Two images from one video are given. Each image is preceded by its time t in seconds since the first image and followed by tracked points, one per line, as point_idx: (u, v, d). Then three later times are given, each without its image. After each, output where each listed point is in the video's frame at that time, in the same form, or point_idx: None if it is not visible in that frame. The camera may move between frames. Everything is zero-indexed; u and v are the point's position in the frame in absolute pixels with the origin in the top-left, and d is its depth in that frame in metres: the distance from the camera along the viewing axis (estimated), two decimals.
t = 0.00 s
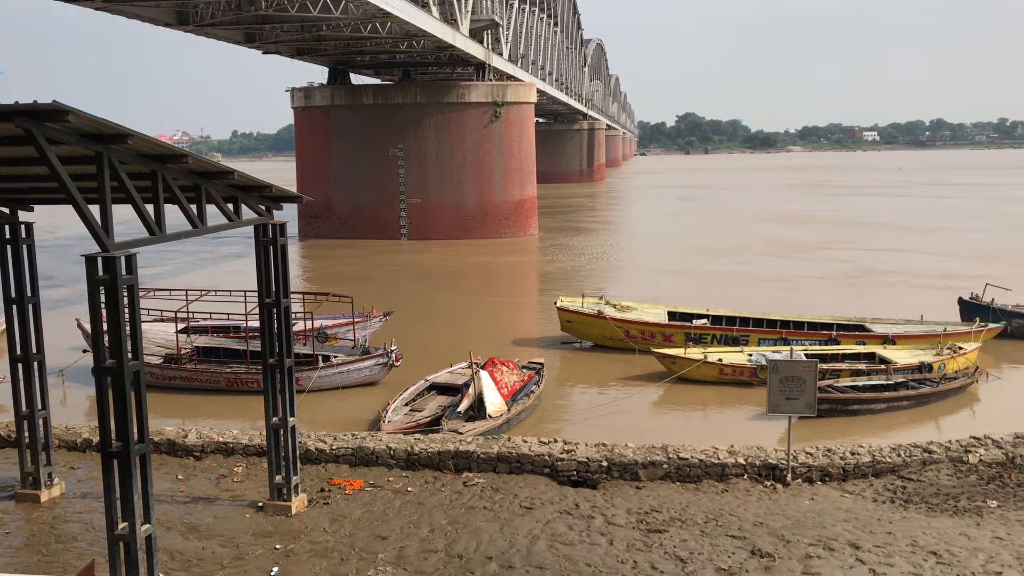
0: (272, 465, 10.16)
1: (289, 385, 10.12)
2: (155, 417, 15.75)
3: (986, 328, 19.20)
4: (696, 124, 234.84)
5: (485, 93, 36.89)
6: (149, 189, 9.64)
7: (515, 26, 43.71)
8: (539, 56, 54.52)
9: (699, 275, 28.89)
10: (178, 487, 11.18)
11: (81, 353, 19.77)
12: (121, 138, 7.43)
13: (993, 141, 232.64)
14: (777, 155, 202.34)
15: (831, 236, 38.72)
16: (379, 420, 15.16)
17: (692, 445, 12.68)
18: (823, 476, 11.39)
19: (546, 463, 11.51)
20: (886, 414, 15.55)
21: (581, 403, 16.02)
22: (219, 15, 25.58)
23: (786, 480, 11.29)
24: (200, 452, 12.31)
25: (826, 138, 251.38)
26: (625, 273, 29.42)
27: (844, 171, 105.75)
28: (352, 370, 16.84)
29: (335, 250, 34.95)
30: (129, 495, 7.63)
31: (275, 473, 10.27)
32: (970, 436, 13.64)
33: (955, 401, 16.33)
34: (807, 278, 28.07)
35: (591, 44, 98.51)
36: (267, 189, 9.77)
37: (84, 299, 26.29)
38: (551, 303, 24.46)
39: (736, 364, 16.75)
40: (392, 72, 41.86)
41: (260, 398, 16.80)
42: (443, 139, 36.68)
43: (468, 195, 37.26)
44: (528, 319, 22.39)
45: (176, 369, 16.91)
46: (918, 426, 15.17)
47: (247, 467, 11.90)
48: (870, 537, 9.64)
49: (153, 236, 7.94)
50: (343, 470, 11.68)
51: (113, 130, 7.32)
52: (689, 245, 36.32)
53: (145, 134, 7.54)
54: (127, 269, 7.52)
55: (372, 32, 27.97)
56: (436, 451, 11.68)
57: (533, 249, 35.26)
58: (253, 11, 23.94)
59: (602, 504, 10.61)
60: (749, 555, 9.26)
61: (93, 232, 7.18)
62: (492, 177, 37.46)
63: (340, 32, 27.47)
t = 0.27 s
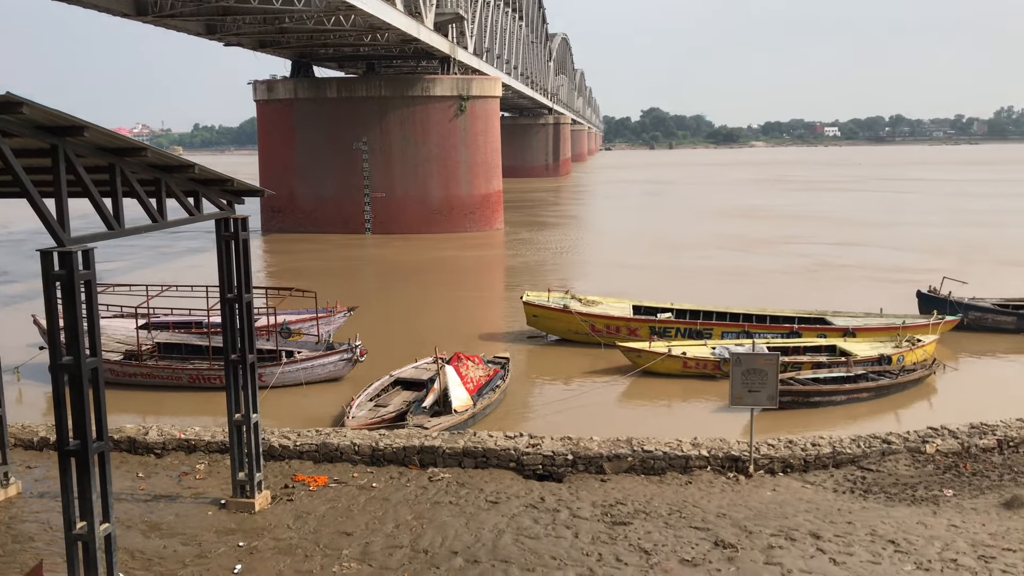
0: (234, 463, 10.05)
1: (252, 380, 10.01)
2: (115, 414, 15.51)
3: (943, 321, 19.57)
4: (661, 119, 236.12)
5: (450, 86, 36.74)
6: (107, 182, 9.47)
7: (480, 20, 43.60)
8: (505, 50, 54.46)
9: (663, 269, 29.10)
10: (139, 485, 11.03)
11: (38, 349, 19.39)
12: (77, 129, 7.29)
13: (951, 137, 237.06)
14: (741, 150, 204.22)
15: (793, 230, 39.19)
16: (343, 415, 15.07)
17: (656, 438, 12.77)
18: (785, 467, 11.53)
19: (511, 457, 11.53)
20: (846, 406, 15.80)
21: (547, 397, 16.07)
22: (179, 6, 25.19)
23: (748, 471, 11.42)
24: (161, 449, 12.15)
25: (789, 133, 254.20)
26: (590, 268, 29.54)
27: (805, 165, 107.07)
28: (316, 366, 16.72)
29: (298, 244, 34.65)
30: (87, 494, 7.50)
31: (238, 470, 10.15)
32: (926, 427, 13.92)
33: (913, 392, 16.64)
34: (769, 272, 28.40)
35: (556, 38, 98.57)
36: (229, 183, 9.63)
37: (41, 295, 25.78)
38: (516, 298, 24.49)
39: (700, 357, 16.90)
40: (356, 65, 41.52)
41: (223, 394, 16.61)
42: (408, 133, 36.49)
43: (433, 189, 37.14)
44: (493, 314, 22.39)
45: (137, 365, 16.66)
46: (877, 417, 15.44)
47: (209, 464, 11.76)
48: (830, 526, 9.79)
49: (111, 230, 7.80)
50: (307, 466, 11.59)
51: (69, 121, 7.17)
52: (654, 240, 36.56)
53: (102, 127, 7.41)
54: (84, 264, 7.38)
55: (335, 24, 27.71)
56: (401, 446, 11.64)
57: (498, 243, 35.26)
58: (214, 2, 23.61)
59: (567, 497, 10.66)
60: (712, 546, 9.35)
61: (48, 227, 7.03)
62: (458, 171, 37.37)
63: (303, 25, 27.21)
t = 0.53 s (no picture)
0: (195, 466, 9.92)
1: (212, 382, 9.88)
2: (72, 418, 15.22)
3: (900, 317, 19.92)
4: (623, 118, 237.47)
5: (413, 85, 36.58)
6: (62, 182, 9.28)
7: (442, 18, 43.48)
8: (467, 49, 54.40)
9: (625, 268, 29.27)
10: (97, 490, 10.83)
11: None
12: (30, 128, 7.14)
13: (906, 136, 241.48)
14: (702, 149, 206.12)
15: (753, 228, 39.66)
16: (306, 416, 14.95)
17: (620, 436, 12.85)
18: (746, 463, 11.67)
19: (476, 456, 11.52)
20: (806, 401, 16.03)
21: (511, 396, 16.08)
22: (135, 3, 24.78)
23: (711, 467, 11.52)
24: (120, 454, 11.95)
25: (749, 133, 257.14)
26: (554, 266, 29.62)
27: (765, 164, 108.39)
28: (278, 367, 16.56)
29: (260, 244, 34.29)
30: (43, 500, 7.35)
31: (199, 473, 10.02)
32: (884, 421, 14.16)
33: (871, 387, 16.92)
34: (729, 270, 28.71)
35: (518, 37, 98.64)
36: (187, 182, 9.48)
37: None
38: (481, 297, 24.47)
39: (663, 355, 17.02)
40: (317, 63, 41.19)
41: (183, 397, 16.39)
42: (370, 132, 36.28)
43: (396, 188, 36.99)
44: (457, 313, 22.35)
45: (94, 368, 16.37)
46: (837, 412, 15.67)
47: (169, 468, 11.59)
48: (791, 521, 9.92)
49: (66, 231, 7.64)
50: (270, 469, 11.47)
51: (20, 120, 7.02)
52: (616, 238, 36.78)
53: (55, 125, 7.26)
54: (38, 265, 7.23)
55: (296, 22, 27.45)
56: (365, 447, 11.57)
57: (462, 242, 35.21)
58: None
59: (532, 496, 10.68)
60: (675, 542, 9.43)
61: (1, 228, 6.88)
62: (421, 170, 37.25)
63: (263, 23, 26.91)
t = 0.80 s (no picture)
0: (164, 472, 9.80)
1: (180, 387, 9.77)
2: (38, 426, 14.98)
3: (867, 315, 20.18)
4: (593, 120, 238.49)
5: (382, 87, 36.45)
6: (24, 186, 9.12)
7: (411, 21, 43.39)
8: (436, 50, 54.33)
9: (596, 269, 29.39)
10: (63, 499, 10.66)
11: None
12: None
13: (871, 137, 244.94)
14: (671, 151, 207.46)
15: (721, 228, 39.99)
16: (276, 421, 14.83)
17: (591, 436, 12.89)
18: (718, 462, 11.75)
19: (448, 459, 11.49)
20: (776, 400, 16.19)
21: (483, 398, 16.07)
22: (99, 4, 24.47)
23: (682, 467, 11.59)
24: (86, 461, 11.77)
25: (717, 134, 259.29)
26: (525, 268, 29.66)
27: (733, 165, 109.38)
28: (248, 371, 16.42)
29: (229, 248, 33.99)
30: (7, 509, 7.23)
31: (168, 480, 9.89)
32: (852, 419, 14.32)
33: (839, 385, 17.13)
34: (700, 271, 28.93)
35: (488, 40, 98.74)
36: (153, 185, 9.36)
37: None
38: (452, 299, 24.43)
39: (634, 355, 17.11)
40: (285, 65, 40.91)
41: (151, 403, 16.19)
42: (339, 134, 36.09)
43: (365, 191, 36.85)
44: (428, 316, 22.30)
45: (60, 375, 16.13)
46: (806, 410, 15.84)
47: (137, 475, 11.44)
48: (762, 519, 10.01)
49: (28, 235, 7.53)
50: (240, 475, 11.35)
51: None
52: (587, 240, 36.91)
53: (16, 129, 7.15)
54: None
55: (263, 24, 27.24)
56: (336, 452, 11.50)
57: (433, 244, 35.14)
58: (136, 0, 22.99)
59: (504, 498, 10.67)
60: (647, 541, 9.48)
61: None
62: (390, 172, 37.14)
63: (230, 25, 26.68)
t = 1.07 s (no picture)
0: (139, 480, 9.69)
1: (155, 394, 9.67)
2: (9, 435, 14.77)
3: (842, 315, 20.37)
4: (569, 122, 239.03)
5: (357, 90, 36.33)
6: None
7: (385, 23, 43.25)
8: (411, 53, 54.20)
9: (573, 271, 29.44)
10: (36, 508, 10.52)
11: None
12: None
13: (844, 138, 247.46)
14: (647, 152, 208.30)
15: (696, 229, 40.22)
16: (252, 427, 14.73)
17: (570, 438, 12.90)
18: (695, 462, 11.80)
19: (427, 462, 11.46)
20: (752, 400, 16.29)
21: (461, 401, 16.04)
22: (69, 6, 24.18)
23: (660, 467, 11.63)
24: (59, 470, 11.61)
25: (692, 135, 260.82)
26: (502, 270, 29.66)
27: (708, 166, 110.02)
28: (224, 377, 16.29)
29: (203, 252, 33.70)
30: None
31: (143, 487, 9.79)
32: (828, 417, 14.45)
33: (815, 383, 17.28)
34: (675, 271, 29.07)
35: (463, 42, 98.68)
36: (125, 190, 9.26)
37: None
38: (430, 302, 24.38)
39: (612, 357, 17.15)
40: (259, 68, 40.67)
41: (125, 410, 16.02)
42: (314, 137, 35.92)
43: (341, 194, 36.71)
44: (405, 319, 22.24)
45: (32, 383, 15.91)
46: (783, 409, 15.96)
47: (112, 483, 11.30)
48: (740, 518, 10.06)
49: None
50: (216, 481, 11.25)
51: None
52: (563, 242, 36.98)
53: None
54: None
55: (236, 27, 27.05)
56: (314, 457, 11.43)
57: (410, 247, 35.05)
58: (106, 3, 22.74)
59: (483, 501, 10.66)
60: (626, 542, 9.50)
61: None
62: (366, 175, 37.01)
63: (202, 27, 26.47)
